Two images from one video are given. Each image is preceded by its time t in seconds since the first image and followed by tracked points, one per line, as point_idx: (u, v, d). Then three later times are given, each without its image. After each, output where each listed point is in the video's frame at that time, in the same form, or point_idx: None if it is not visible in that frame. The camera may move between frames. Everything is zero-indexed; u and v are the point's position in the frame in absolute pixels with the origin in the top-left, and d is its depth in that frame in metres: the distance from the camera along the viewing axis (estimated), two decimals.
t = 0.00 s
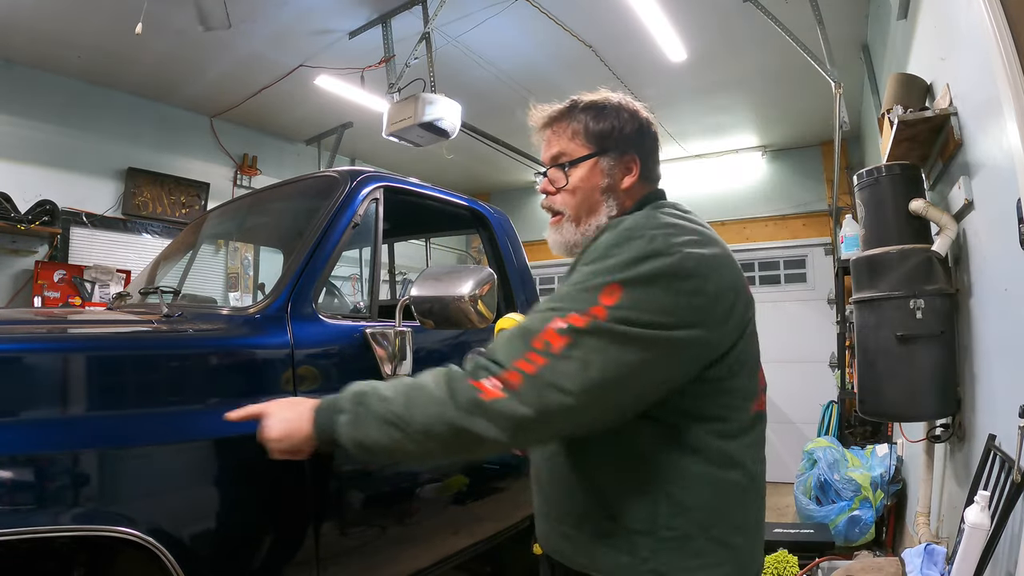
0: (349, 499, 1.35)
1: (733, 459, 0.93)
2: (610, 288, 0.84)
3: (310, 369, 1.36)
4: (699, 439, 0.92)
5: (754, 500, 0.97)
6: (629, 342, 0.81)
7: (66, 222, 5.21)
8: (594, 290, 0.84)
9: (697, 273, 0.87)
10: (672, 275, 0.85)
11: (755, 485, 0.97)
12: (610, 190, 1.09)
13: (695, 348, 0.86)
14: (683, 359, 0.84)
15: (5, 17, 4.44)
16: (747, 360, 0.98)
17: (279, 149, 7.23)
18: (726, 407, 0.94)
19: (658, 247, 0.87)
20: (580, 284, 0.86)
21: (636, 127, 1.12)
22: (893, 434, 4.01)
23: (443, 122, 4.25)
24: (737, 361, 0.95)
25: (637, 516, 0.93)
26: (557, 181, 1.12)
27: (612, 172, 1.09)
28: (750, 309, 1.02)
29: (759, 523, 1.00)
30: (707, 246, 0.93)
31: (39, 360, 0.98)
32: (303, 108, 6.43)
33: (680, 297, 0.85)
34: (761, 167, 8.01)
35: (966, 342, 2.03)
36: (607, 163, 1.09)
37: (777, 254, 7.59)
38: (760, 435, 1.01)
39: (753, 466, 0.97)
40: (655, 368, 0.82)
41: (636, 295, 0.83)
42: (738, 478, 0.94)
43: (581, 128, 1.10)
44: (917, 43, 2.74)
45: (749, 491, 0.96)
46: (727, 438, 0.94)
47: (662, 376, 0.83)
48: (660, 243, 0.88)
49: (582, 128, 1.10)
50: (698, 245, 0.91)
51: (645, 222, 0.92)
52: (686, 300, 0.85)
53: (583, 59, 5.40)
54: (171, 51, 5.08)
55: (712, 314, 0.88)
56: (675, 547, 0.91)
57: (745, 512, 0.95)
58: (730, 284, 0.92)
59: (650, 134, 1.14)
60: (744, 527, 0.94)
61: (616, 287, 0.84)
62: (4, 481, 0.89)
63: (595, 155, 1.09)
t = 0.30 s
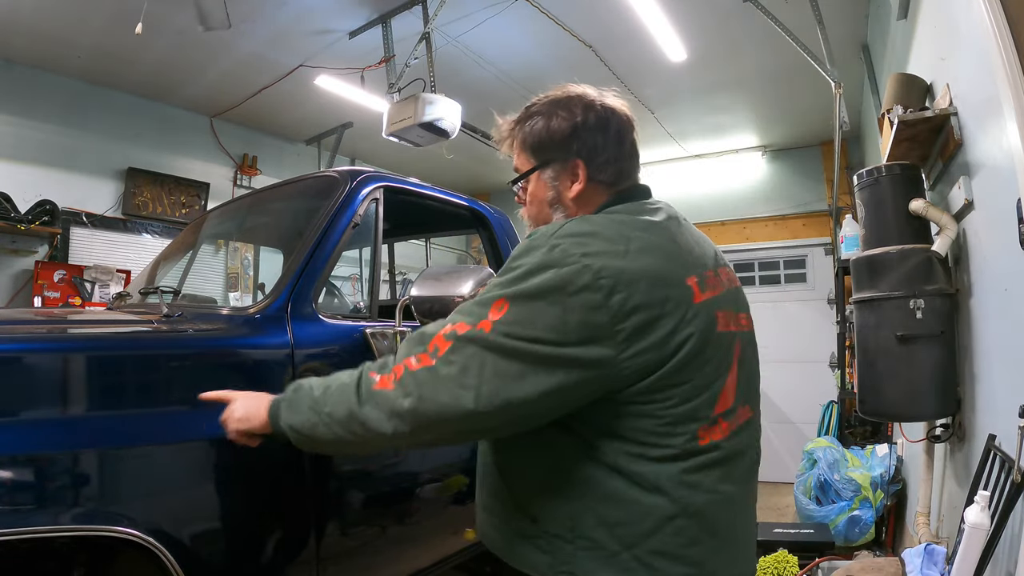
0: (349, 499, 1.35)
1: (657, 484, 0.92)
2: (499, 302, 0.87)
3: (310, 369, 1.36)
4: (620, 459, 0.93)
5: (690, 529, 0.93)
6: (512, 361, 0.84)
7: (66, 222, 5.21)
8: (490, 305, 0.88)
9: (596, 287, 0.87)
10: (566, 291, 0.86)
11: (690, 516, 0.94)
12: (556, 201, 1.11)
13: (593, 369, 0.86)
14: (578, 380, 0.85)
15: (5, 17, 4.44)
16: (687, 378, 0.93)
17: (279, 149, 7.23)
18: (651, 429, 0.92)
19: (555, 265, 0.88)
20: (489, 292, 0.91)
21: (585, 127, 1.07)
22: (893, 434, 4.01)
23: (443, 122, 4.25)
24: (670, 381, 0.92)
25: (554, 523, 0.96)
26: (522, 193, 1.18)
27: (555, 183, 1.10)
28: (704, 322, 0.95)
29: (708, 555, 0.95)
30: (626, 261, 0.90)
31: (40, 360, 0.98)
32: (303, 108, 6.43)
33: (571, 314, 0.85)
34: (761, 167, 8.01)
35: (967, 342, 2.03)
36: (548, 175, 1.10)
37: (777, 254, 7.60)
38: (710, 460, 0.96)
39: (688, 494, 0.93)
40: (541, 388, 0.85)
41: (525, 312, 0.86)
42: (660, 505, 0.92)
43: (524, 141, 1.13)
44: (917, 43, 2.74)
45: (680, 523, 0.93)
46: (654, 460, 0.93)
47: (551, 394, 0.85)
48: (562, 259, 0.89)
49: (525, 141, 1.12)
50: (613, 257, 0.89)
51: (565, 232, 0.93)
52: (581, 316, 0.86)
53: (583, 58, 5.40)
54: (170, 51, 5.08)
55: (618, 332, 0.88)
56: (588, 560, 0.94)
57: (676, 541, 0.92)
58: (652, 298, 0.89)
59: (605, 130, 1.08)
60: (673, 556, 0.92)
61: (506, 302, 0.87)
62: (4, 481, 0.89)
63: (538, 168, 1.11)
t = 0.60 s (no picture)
0: (349, 500, 1.35)
1: (633, 492, 0.93)
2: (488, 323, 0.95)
3: (310, 369, 1.36)
4: (598, 466, 0.95)
5: (670, 538, 0.94)
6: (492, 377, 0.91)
7: (66, 222, 5.21)
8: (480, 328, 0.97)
9: (563, 306, 0.91)
10: (541, 311, 0.91)
11: (668, 524, 0.94)
12: (555, 203, 1.12)
13: (565, 383, 0.90)
14: (550, 393, 0.90)
15: (6, 17, 4.45)
16: (663, 389, 0.94)
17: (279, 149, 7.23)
18: (627, 438, 0.94)
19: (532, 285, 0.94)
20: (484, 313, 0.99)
21: (577, 128, 1.07)
22: (893, 434, 4.01)
23: (443, 122, 4.25)
24: (644, 393, 0.93)
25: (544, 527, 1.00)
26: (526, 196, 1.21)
27: (552, 187, 1.11)
28: (685, 331, 0.94)
29: (690, 563, 0.95)
30: (600, 275, 0.93)
31: (40, 360, 0.98)
32: (303, 108, 6.43)
33: (543, 330, 0.90)
34: (761, 167, 8.01)
35: (967, 342, 2.03)
36: (545, 179, 1.11)
37: (777, 254, 7.59)
38: (695, 469, 0.96)
39: (666, 503, 0.94)
40: (517, 402, 0.90)
41: (507, 332, 0.92)
42: (637, 513, 0.93)
43: (521, 146, 1.14)
44: (917, 43, 2.75)
45: (659, 531, 0.94)
46: (632, 469, 0.94)
47: (526, 407, 0.90)
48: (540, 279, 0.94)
49: (521, 147, 1.14)
50: (586, 273, 0.93)
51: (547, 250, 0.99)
52: (551, 334, 0.90)
53: (583, 58, 5.40)
54: (170, 51, 5.08)
55: (590, 346, 0.91)
56: (570, 564, 0.96)
57: (656, 548, 0.94)
58: (624, 311, 0.91)
59: (598, 129, 1.07)
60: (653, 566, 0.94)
61: (491, 323, 0.95)
62: (4, 481, 0.89)
63: (535, 171, 1.12)
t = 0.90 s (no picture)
0: (349, 500, 1.35)
1: (654, 478, 0.95)
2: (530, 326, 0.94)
3: (310, 369, 1.36)
4: (626, 456, 0.96)
5: (689, 522, 0.96)
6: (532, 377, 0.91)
7: (66, 222, 5.21)
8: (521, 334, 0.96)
9: (603, 310, 0.91)
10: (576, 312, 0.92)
11: (687, 508, 0.96)
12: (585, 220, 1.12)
13: (599, 382, 0.91)
14: (588, 392, 0.90)
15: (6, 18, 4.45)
16: (691, 387, 0.95)
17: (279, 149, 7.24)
18: (649, 430, 0.96)
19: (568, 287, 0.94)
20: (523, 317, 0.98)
21: (603, 150, 1.05)
22: (893, 434, 4.01)
23: (443, 122, 4.25)
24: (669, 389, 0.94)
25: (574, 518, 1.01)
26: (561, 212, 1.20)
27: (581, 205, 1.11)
28: (704, 329, 0.96)
29: (706, 544, 0.97)
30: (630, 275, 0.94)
31: (40, 360, 0.98)
32: (303, 108, 6.43)
33: (584, 334, 0.90)
34: (761, 167, 8.01)
35: (967, 342, 2.02)
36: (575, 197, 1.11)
37: (777, 254, 7.59)
38: (713, 458, 0.98)
39: (686, 488, 0.96)
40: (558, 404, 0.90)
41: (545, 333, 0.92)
42: (659, 498, 0.95)
43: (557, 164, 1.14)
44: (917, 43, 2.75)
45: (678, 514, 0.96)
46: (657, 458, 0.95)
47: (563, 406, 0.91)
48: (576, 281, 0.94)
49: (557, 165, 1.14)
50: (617, 273, 0.94)
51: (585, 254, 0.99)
52: (592, 337, 0.90)
53: (583, 58, 5.40)
54: (170, 51, 5.08)
55: (623, 346, 0.92)
56: (596, 545, 0.98)
57: (673, 529, 0.96)
58: (652, 311, 0.93)
59: (623, 151, 1.06)
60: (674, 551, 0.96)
61: (536, 326, 0.94)
62: (5, 481, 0.89)
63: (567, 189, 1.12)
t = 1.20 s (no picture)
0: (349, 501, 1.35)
1: (719, 462, 1.12)
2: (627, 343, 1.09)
3: (310, 369, 1.36)
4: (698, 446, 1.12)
5: (750, 494, 1.12)
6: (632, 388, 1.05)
7: (66, 222, 5.21)
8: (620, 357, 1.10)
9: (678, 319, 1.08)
10: (653, 327, 1.08)
11: (745, 482, 1.12)
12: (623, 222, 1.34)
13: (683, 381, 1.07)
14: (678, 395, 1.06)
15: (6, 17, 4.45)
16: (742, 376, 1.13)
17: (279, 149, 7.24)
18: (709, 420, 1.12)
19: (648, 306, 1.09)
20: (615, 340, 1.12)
21: (646, 167, 1.27)
22: (893, 434, 4.01)
23: (443, 122, 4.25)
24: (727, 381, 1.11)
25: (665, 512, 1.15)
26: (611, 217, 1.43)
27: (621, 208, 1.33)
28: (744, 327, 1.14)
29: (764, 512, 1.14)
30: (691, 289, 1.11)
31: (40, 360, 0.97)
32: (303, 108, 6.43)
33: (668, 344, 1.06)
34: (761, 167, 8.01)
35: (967, 342, 2.02)
36: (619, 200, 1.33)
37: (777, 254, 7.59)
38: (759, 437, 1.15)
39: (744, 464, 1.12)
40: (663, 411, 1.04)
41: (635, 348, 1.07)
42: (724, 476, 1.12)
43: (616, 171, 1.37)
44: (917, 43, 2.74)
45: (737, 488, 1.12)
46: (721, 442, 1.12)
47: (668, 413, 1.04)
48: (652, 302, 1.10)
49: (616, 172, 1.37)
50: (679, 290, 1.10)
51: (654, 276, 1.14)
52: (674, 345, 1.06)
53: (583, 59, 5.40)
54: (171, 51, 5.08)
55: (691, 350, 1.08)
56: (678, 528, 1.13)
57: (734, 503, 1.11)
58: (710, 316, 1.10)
59: (662, 171, 1.26)
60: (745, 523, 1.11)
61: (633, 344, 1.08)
62: (4, 481, 0.88)
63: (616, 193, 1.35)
